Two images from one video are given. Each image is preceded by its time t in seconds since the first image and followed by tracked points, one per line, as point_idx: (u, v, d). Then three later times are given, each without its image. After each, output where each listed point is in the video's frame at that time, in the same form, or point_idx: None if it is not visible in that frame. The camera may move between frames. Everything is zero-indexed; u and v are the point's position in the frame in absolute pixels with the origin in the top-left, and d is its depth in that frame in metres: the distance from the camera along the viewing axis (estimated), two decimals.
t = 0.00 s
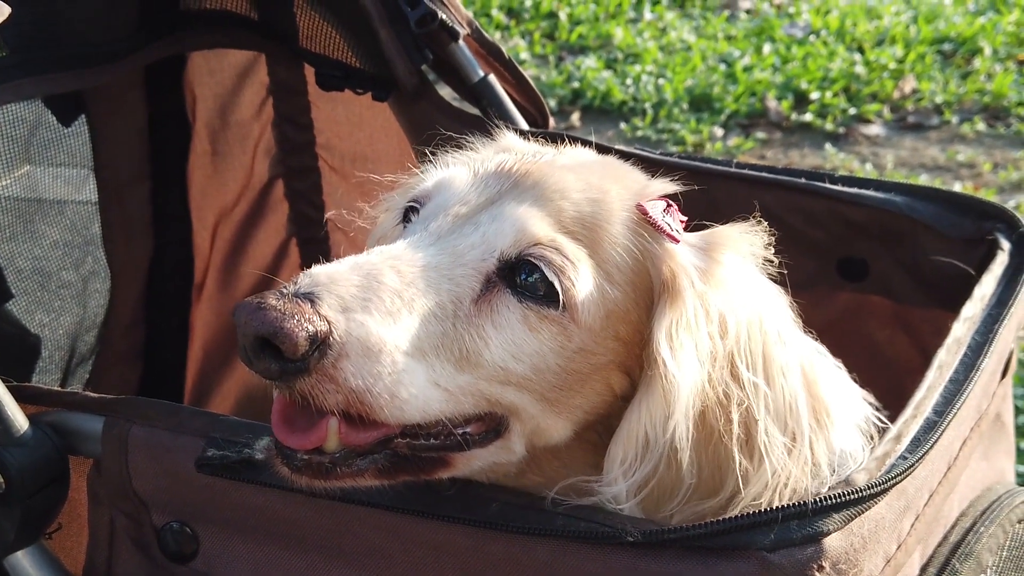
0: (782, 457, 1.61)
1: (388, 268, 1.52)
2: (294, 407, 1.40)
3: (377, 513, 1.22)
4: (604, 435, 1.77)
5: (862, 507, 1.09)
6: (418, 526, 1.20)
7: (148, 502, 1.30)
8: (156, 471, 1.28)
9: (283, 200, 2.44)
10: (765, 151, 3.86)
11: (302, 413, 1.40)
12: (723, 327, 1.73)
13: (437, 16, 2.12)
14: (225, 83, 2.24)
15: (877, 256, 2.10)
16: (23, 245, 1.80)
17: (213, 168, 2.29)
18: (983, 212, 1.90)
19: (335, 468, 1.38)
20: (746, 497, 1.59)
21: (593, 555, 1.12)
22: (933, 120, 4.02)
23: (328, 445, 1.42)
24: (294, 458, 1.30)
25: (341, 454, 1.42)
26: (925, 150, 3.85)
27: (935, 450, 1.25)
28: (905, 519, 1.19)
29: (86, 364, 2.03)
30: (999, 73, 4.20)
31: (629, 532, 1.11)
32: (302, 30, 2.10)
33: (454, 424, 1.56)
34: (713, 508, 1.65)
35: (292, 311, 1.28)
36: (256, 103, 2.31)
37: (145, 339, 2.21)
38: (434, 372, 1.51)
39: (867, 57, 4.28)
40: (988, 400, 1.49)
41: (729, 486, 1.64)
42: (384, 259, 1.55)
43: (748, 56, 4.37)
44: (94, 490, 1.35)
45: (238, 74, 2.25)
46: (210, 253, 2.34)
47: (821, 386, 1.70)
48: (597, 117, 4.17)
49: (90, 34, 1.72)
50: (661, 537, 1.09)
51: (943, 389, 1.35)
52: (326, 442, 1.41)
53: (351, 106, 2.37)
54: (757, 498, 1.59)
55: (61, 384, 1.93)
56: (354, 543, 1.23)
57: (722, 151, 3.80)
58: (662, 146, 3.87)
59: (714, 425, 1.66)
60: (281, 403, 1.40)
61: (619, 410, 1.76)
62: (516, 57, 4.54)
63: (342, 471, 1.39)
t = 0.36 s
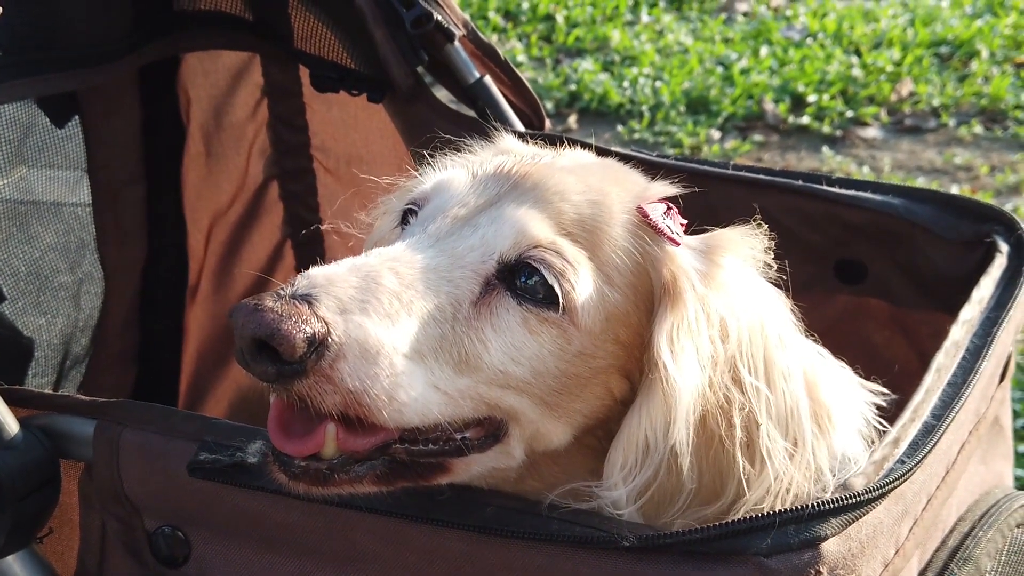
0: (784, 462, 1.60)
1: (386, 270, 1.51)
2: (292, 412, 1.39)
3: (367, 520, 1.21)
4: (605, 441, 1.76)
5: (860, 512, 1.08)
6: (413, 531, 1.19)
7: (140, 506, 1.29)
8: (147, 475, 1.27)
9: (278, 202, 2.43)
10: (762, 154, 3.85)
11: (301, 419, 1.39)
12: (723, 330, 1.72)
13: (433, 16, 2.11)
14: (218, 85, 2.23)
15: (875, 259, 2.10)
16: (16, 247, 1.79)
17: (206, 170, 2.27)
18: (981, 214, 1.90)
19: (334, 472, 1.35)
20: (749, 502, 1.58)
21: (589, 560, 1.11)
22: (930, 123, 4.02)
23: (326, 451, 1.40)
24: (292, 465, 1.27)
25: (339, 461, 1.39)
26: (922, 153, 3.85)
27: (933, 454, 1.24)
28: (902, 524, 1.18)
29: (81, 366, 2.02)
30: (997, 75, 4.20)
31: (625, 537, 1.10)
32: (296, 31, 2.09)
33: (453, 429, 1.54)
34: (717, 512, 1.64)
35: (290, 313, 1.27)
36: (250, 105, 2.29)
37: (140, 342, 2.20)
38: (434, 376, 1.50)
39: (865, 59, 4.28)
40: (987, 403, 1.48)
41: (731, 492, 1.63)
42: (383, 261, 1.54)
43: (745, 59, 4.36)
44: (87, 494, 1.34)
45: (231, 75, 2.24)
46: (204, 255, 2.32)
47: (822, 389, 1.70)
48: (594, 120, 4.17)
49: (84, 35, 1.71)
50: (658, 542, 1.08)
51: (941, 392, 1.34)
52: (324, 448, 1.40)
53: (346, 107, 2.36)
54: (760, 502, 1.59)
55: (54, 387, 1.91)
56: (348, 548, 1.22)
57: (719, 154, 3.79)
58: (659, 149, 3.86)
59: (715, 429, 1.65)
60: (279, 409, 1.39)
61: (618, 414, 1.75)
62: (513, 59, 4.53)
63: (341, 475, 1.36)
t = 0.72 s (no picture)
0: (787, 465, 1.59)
1: (388, 281, 1.49)
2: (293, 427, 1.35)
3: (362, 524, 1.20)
4: (599, 442, 1.74)
5: (857, 516, 1.07)
6: (406, 534, 1.18)
7: (130, 509, 1.27)
8: (138, 478, 1.26)
9: (272, 203, 2.43)
10: (759, 156, 3.85)
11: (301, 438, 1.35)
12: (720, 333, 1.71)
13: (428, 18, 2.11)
14: (213, 85, 2.22)
15: (871, 261, 2.09)
16: (9, 248, 1.79)
17: (201, 170, 2.25)
18: (978, 216, 1.89)
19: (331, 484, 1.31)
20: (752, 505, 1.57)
21: (584, 565, 1.09)
22: (927, 126, 4.01)
23: (328, 468, 1.37)
24: (293, 482, 1.23)
25: (341, 479, 1.36)
26: (919, 156, 3.85)
27: (931, 458, 1.23)
28: (900, 527, 1.17)
29: (73, 370, 2.00)
30: (993, 78, 4.19)
31: (619, 541, 1.09)
32: (291, 30, 2.07)
33: (453, 439, 1.53)
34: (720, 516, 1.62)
35: (295, 330, 1.25)
36: (244, 105, 2.30)
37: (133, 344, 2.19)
38: (435, 387, 1.48)
39: (861, 62, 4.27)
40: (984, 406, 1.48)
41: (731, 495, 1.62)
42: (384, 272, 1.52)
43: (742, 61, 4.36)
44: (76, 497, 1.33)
45: (226, 74, 2.24)
46: (199, 256, 2.30)
47: (817, 390, 1.69)
48: (590, 122, 4.16)
49: (76, 35, 1.70)
50: (652, 545, 1.07)
51: (938, 395, 1.33)
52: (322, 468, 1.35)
53: (340, 108, 2.36)
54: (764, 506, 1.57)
55: (47, 391, 1.89)
56: (341, 552, 1.21)
57: (715, 156, 3.78)
58: (655, 151, 3.85)
59: (713, 433, 1.64)
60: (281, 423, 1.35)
61: (615, 419, 1.74)
62: (510, 61, 4.53)
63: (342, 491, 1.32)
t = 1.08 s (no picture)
0: (789, 449, 1.62)
1: (406, 290, 1.45)
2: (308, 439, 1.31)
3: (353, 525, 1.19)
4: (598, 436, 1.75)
5: (855, 519, 1.06)
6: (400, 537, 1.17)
7: (122, 512, 1.26)
8: (129, 481, 1.25)
9: (266, 203, 2.42)
10: (755, 158, 3.83)
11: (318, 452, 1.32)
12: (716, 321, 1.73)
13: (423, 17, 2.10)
14: (207, 85, 2.21)
15: (868, 262, 2.08)
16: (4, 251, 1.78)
17: (195, 171, 2.24)
18: (975, 217, 1.89)
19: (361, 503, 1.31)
20: (756, 489, 1.59)
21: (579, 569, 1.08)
22: (924, 127, 4.01)
23: (353, 481, 1.35)
24: (317, 497, 1.23)
25: (366, 490, 1.35)
26: (915, 157, 3.84)
27: (928, 461, 1.22)
28: (897, 531, 1.16)
29: (66, 371, 1.98)
30: (990, 80, 4.19)
31: (614, 546, 1.08)
32: (285, 30, 2.07)
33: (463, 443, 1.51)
34: (721, 503, 1.63)
35: (326, 346, 1.21)
36: (239, 106, 2.29)
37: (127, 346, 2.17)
38: (461, 399, 1.46)
39: (858, 63, 4.27)
40: (981, 409, 1.47)
41: (732, 476, 1.62)
42: (400, 281, 1.48)
43: (738, 63, 4.36)
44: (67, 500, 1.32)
45: (220, 75, 2.23)
46: (193, 257, 2.28)
47: (810, 374, 1.72)
48: (586, 123, 4.15)
49: (70, 34, 1.69)
50: (648, 549, 1.06)
51: (936, 397, 1.33)
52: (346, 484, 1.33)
53: (335, 109, 2.36)
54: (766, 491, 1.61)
55: (39, 392, 1.88)
56: (334, 554, 1.20)
57: (712, 158, 3.77)
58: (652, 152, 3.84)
59: (715, 420, 1.65)
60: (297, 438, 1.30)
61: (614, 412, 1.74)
62: (507, 63, 4.52)
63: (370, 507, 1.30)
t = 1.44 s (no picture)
0: (790, 434, 1.66)
1: (429, 298, 1.43)
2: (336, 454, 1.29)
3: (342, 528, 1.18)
4: (603, 430, 1.76)
5: (852, 522, 1.06)
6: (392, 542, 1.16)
7: (114, 515, 1.26)
8: (121, 483, 1.24)
9: (261, 205, 2.42)
10: (751, 159, 3.83)
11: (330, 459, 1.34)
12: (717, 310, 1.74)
13: (418, 19, 2.10)
14: (202, 86, 2.20)
15: (864, 264, 2.08)
16: None
17: (190, 171, 2.23)
18: (973, 217, 1.88)
19: (396, 516, 1.28)
20: (759, 475, 1.63)
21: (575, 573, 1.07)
22: (920, 129, 4.01)
23: (387, 494, 1.34)
24: (349, 514, 1.21)
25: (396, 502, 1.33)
26: (912, 159, 3.84)
27: (926, 462, 1.22)
28: (894, 534, 1.16)
29: (59, 373, 1.95)
30: (986, 82, 4.19)
31: (609, 549, 1.07)
32: (280, 30, 2.07)
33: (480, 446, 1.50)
34: (724, 491, 1.67)
35: (363, 359, 1.19)
36: (233, 106, 2.28)
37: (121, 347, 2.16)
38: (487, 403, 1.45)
39: (854, 65, 4.28)
40: (979, 411, 1.46)
41: (733, 464, 1.65)
42: (420, 289, 1.46)
43: (734, 64, 4.36)
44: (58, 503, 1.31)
45: (215, 76, 2.23)
46: (187, 258, 2.27)
47: (806, 358, 1.75)
48: (583, 125, 4.14)
49: (64, 35, 1.68)
50: (643, 553, 1.05)
51: (933, 399, 1.32)
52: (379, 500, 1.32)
53: (330, 110, 2.35)
54: (768, 475, 1.64)
55: (32, 394, 1.85)
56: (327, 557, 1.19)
57: (708, 159, 3.76)
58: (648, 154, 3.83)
59: (720, 409, 1.67)
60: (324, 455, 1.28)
61: (618, 405, 1.75)
62: (502, 64, 4.51)
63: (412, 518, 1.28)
